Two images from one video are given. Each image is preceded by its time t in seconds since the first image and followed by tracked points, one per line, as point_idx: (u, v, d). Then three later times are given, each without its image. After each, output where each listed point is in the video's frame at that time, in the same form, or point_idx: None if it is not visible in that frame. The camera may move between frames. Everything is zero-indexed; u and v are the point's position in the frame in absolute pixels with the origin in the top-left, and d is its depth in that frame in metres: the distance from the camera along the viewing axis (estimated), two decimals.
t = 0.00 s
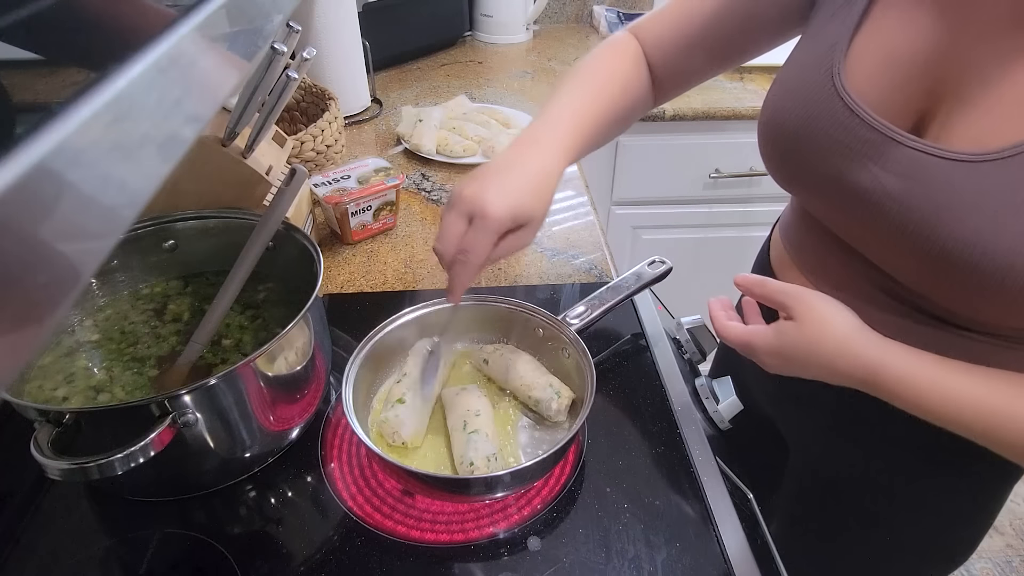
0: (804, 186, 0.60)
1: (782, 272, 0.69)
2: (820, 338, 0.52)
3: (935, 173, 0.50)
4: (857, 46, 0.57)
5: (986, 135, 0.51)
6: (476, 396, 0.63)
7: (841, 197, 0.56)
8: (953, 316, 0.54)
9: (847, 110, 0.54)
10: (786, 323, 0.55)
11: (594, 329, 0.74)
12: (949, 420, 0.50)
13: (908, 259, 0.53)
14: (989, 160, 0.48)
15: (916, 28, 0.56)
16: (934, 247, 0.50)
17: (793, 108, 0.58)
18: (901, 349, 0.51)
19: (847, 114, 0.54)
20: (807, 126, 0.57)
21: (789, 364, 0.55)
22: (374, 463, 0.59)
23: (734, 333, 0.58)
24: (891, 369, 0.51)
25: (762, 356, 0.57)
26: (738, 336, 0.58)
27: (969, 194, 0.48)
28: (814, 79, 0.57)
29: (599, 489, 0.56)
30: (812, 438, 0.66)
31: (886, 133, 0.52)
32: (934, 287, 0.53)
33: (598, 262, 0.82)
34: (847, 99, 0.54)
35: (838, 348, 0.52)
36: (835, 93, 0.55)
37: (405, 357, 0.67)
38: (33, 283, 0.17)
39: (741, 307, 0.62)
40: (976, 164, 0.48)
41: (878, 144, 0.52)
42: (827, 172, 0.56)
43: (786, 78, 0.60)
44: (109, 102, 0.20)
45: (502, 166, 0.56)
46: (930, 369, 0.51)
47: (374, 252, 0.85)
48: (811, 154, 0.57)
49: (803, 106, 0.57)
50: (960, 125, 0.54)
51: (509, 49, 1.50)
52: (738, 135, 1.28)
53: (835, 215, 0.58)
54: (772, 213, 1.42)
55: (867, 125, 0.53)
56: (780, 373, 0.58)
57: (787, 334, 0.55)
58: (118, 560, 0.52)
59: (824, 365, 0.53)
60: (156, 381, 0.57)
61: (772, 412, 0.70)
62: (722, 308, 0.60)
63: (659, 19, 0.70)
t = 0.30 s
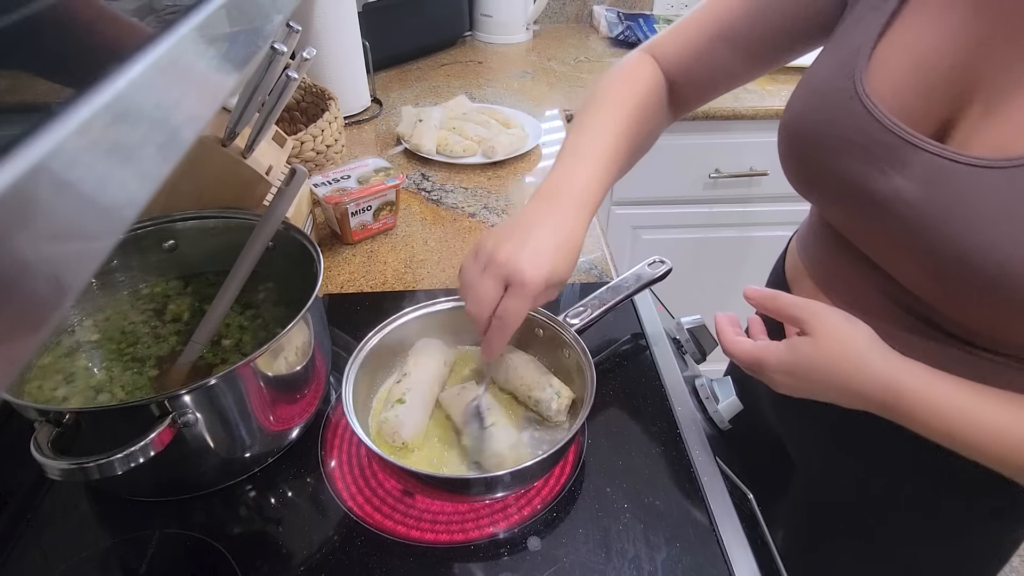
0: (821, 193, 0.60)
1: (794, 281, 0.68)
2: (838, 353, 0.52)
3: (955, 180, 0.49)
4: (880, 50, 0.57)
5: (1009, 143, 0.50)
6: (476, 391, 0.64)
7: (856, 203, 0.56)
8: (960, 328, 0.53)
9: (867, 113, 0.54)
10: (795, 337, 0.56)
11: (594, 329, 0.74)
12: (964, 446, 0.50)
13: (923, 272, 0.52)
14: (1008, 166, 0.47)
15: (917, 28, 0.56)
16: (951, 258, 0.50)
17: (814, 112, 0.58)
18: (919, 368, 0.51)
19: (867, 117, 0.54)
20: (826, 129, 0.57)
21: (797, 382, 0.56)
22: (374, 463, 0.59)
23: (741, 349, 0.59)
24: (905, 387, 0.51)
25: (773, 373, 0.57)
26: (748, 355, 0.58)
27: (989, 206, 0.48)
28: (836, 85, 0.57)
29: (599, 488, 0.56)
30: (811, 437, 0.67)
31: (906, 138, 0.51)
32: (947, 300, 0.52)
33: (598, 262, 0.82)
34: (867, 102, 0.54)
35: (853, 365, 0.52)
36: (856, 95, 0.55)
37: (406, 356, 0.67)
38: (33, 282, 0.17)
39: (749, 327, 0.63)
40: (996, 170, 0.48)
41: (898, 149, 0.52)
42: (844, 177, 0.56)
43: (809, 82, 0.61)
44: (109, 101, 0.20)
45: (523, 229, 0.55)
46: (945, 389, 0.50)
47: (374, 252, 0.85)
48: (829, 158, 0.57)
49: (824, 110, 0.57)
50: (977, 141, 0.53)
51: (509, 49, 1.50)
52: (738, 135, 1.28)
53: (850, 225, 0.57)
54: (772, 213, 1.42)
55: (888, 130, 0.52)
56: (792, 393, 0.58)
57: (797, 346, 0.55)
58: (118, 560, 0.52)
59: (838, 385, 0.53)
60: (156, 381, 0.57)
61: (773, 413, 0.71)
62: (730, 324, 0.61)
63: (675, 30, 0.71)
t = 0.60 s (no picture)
0: (839, 209, 0.59)
1: (807, 304, 0.68)
2: (865, 388, 0.49)
3: (982, 195, 0.47)
4: (903, 61, 0.56)
5: None
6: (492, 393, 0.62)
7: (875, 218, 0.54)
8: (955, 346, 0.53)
9: (888, 125, 0.53)
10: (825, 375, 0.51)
11: (594, 329, 0.74)
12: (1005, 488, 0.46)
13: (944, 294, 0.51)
14: None
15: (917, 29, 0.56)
16: (970, 282, 0.48)
17: (834, 123, 0.58)
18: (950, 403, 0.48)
19: (888, 128, 0.53)
20: (846, 140, 0.56)
21: (825, 422, 0.51)
22: (374, 463, 0.59)
23: (764, 385, 0.54)
24: (941, 425, 0.47)
25: (799, 412, 0.52)
26: (773, 392, 0.53)
27: (1013, 221, 0.46)
28: (857, 97, 0.56)
29: (599, 489, 0.56)
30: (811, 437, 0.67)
31: (930, 152, 0.50)
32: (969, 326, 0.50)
33: (598, 262, 0.82)
34: (889, 114, 0.53)
35: (887, 402, 0.48)
36: (878, 107, 0.54)
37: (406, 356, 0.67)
38: (34, 281, 0.16)
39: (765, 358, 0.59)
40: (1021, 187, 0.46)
41: (921, 164, 0.50)
42: (863, 190, 0.55)
43: (828, 95, 0.60)
44: (109, 101, 0.21)
45: (541, 147, 0.59)
46: (978, 425, 0.47)
47: (374, 252, 0.85)
48: (848, 170, 0.56)
49: (844, 121, 0.57)
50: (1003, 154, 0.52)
51: (509, 49, 1.51)
52: (738, 135, 1.28)
53: (869, 242, 0.56)
54: (772, 213, 1.42)
55: (911, 144, 0.51)
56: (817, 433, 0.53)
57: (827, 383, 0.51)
58: (118, 560, 0.52)
59: (871, 424, 0.49)
60: (157, 381, 0.57)
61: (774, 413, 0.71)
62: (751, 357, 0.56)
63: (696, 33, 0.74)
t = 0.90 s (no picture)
0: (849, 217, 0.59)
1: (819, 313, 0.67)
2: (867, 390, 0.49)
3: (990, 207, 0.47)
4: (913, 70, 0.55)
5: None
6: (459, 418, 0.59)
7: (882, 227, 0.54)
8: (964, 356, 0.53)
9: (895, 134, 0.53)
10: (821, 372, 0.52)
11: (594, 329, 0.74)
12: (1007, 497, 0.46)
13: (953, 307, 0.50)
14: None
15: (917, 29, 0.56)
16: (977, 294, 0.48)
17: (841, 131, 0.58)
18: (954, 411, 0.48)
19: (896, 137, 0.53)
20: (853, 149, 0.56)
21: (821, 422, 0.51)
22: (374, 463, 0.59)
23: (760, 384, 0.54)
24: (941, 430, 0.47)
25: (795, 413, 0.52)
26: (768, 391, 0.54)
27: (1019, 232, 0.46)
28: (864, 104, 0.56)
29: (599, 489, 0.56)
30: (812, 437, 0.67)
31: (938, 163, 0.50)
32: (979, 340, 0.50)
33: (598, 262, 0.82)
34: (897, 123, 0.53)
35: (888, 405, 0.48)
36: (885, 116, 0.54)
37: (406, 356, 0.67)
38: (34, 281, 0.16)
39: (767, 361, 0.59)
40: None
41: (929, 174, 0.50)
42: (871, 198, 0.55)
43: (837, 102, 0.60)
44: (108, 102, 0.21)
45: (530, 159, 0.60)
46: (983, 436, 0.46)
47: (374, 252, 0.85)
48: (855, 178, 0.56)
49: (851, 130, 0.56)
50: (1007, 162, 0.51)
51: (509, 49, 1.51)
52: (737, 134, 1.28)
53: (878, 250, 0.56)
54: (772, 213, 1.42)
55: (919, 154, 0.51)
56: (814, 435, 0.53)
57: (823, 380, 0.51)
58: (118, 560, 0.52)
59: (871, 426, 0.49)
60: (156, 381, 0.57)
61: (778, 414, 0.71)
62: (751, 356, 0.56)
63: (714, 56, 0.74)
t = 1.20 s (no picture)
0: (858, 211, 0.59)
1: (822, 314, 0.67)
2: (821, 346, 0.48)
3: (979, 204, 0.47)
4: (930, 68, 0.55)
5: None
6: (457, 417, 0.59)
7: (886, 220, 0.55)
8: (964, 360, 0.52)
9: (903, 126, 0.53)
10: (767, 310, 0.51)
11: (594, 330, 0.74)
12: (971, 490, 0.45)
13: (951, 306, 0.50)
14: None
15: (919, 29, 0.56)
16: (972, 294, 0.47)
17: (854, 122, 0.58)
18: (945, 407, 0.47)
19: (903, 129, 0.53)
20: (862, 140, 0.56)
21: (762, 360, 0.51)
22: (374, 463, 0.59)
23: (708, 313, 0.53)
24: (929, 414, 0.44)
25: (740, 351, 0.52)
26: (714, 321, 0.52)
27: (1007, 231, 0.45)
28: (879, 97, 0.56)
29: (599, 489, 0.56)
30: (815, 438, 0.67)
31: (935, 154, 0.50)
32: (976, 343, 0.49)
33: (597, 262, 0.82)
34: (907, 116, 0.53)
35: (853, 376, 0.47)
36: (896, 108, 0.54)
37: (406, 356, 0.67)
38: (34, 283, 0.16)
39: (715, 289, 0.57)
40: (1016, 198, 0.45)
41: (926, 166, 0.50)
42: (875, 190, 0.55)
43: (855, 97, 0.60)
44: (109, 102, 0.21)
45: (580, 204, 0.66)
46: (973, 423, 0.43)
47: (374, 252, 0.85)
48: (862, 169, 0.57)
49: (863, 121, 0.57)
50: (1008, 164, 0.51)
51: (509, 49, 1.51)
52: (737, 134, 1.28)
53: (884, 246, 0.56)
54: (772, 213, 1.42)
55: (920, 146, 0.51)
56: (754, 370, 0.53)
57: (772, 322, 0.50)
58: (118, 560, 0.52)
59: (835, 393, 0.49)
60: (157, 381, 0.57)
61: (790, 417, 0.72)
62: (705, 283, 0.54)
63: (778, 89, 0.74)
